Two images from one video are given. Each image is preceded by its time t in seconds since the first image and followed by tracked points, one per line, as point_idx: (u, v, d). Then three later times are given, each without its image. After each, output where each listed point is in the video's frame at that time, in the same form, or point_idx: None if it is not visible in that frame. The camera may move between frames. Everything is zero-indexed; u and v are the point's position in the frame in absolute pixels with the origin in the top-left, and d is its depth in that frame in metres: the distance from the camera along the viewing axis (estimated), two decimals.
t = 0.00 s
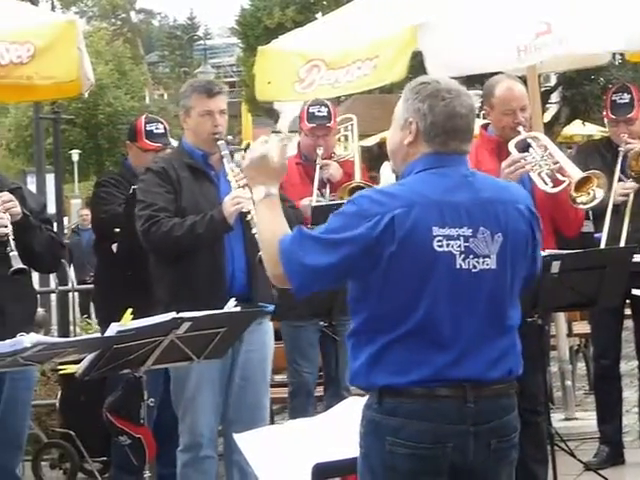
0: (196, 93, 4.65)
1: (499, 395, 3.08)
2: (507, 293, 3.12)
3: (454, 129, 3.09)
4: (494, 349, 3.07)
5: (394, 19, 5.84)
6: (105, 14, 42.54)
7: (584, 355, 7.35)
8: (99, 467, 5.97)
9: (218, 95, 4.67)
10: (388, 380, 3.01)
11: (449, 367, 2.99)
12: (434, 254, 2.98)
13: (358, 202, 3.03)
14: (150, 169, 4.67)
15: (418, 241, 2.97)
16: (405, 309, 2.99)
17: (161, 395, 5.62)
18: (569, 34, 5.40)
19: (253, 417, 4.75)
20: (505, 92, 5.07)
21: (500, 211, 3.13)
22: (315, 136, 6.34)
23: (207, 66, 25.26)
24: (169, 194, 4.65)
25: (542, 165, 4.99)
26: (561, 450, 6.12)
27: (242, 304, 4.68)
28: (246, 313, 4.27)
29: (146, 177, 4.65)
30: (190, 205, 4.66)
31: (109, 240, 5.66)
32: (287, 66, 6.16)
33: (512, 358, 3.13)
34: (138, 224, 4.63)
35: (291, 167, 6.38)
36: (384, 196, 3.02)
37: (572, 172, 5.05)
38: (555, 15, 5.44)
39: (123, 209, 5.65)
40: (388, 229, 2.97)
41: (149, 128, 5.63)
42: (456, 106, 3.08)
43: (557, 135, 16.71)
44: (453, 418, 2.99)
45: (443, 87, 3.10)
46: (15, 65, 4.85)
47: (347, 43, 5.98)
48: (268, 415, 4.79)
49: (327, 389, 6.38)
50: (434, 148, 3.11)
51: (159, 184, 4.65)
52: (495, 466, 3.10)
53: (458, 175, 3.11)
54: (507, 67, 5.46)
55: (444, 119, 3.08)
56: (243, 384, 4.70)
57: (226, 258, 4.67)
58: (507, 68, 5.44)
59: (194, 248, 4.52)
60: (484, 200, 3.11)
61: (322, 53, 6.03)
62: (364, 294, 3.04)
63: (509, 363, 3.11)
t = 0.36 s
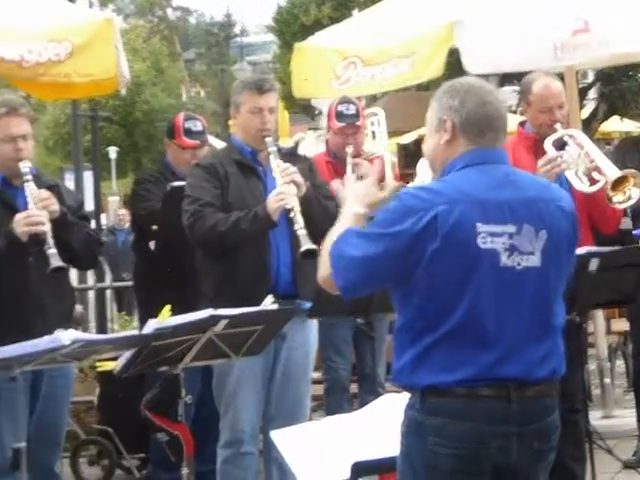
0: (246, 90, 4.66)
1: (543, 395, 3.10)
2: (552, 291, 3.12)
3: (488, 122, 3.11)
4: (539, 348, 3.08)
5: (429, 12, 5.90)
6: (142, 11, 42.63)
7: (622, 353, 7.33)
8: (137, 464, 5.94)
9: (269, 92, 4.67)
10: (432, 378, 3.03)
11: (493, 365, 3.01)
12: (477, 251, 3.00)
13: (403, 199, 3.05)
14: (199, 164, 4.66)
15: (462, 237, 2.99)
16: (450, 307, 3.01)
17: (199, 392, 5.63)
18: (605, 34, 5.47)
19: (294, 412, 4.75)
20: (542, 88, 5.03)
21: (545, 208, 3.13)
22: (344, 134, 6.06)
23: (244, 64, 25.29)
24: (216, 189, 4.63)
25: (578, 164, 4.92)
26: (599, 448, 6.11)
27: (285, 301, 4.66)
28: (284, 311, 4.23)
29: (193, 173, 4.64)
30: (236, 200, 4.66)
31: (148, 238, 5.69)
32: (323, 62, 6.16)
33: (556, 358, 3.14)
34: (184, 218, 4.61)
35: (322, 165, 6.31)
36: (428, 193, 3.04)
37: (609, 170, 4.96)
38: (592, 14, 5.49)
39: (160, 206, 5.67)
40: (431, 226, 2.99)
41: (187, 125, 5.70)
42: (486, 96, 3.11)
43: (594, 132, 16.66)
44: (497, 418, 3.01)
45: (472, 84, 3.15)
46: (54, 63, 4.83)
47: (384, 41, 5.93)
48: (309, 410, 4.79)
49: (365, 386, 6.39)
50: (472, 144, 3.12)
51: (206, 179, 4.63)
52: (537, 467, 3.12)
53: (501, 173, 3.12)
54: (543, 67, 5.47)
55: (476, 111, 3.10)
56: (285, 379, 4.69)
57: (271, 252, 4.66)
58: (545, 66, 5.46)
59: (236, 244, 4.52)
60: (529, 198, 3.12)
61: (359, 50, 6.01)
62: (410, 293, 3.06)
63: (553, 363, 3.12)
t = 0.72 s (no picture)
0: (292, 92, 4.63)
1: (582, 395, 3.09)
2: (589, 290, 3.11)
3: (505, 123, 3.11)
4: (577, 347, 3.06)
5: (462, 15, 5.89)
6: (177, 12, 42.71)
7: None
8: (171, 465, 6.01)
9: (315, 95, 4.65)
10: (469, 378, 3.03)
11: (529, 364, 3.00)
12: (512, 249, 2.99)
13: (438, 201, 3.07)
14: (242, 166, 4.66)
15: (495, 237, 2.99)
16: (484, 306, 3.02)
17: (233, 392, 5.64)
18: None
19: (329, 413, 4.72)
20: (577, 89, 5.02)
21: (581, 206, 3.11)
22: (375, 136, 6.28)
23: (278, 64, 25.33)
24: (257, 191, 4.64)
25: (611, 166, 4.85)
26: (633, 451, 6.10)
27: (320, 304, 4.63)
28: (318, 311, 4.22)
29: (238, 173, 4.66)
30: (277, 203, 4.65)
31: (182, 239, 5.70)
32: (358, 64, 6.17)
33: (595, 357, 3.12)
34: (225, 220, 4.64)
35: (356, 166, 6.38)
36: (462, 194, 3.05)
37: None
38: (628, 15, 5.50)
39: (195, 207, 5.68)
40: (464, 227, 3.00)
41: (224, 127, 5.70)
42: (497, 98, 3.12)
43: (629, 134, 16.64)
44: (534, 417, 3.02)
45: (489, 90, 3.17)
46: (89, 64, 4.85)
47: (417, 43, 5.94)
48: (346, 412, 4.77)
49: (399, 387, 6.39)
50: (496, 148, 3.13)
51: (249, 181, 4.64)
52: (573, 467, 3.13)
53: (534, 172, 3.11)
54: (580, 67, 5.49)
55: (487, 115, 3.11)
56: (321, 381, 4.67)
57: (310, 257, 4.62)
58: (580, 67, 5.49)
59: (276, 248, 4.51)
60: (564, 196, 3.10)
61: (393, 52, 6.00)
62: (447, 295, 3.08)
63: (591, 362, 3.10)
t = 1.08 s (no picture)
0: (288, 70, 4.62)
1: (570, 365, 3.10)
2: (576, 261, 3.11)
3: (492, 100, 3.11)
4: (565, 315, 3.07)
5: None
6: None
7: None
8: (158, 441, 6.02)
9: (310, 74, 4.63)
10: (457, 347, 3.03)
11: (517, 332, 3.00)
12: (498, 219, 3.00)
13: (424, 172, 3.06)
14: (237, 142, 4.67)
15: (482, 207, 3.00)
16: (471, 275, 3.02)
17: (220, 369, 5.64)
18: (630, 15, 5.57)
19: (319, 391, 4.74)
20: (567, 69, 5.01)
21: (568, 178, 3.12)
22: (362, 116, 6.23)
23: (267, 41, 25.30)
24: (250, 169, 4.64)
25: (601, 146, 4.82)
26: (620, 429, 6.11)
27: (311, 282, 4.61)
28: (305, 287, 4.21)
29: (231, 150, 4.66)
30: (269, 180, 4.64)
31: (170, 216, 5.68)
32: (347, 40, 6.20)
33: (582, 327, 3.13)
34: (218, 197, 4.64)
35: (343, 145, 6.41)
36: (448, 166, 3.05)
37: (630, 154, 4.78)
38: None
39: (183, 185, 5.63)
40: (450, 197, 3.00)
41: (213, 103, 5.66)
42: (484, 75, 3.12)
43: (618, 113, 16.66)
44: (522, 386, 3.01)
45: (475, 69, 3.17)
46: (76, 40, 4.91)
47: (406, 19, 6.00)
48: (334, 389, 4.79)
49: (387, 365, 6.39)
50: (484, 125, 3.13)
51: (242, 158, 4.65)
52: (562, 439, 3.12)
53: (520, 145, 3.12)
54: (570, 46, 5.59)
55: (475, 92, 3.11)
56: (313, 359, 4.68)
57: (302, 235, 4.61)
58: (570, 45, 5.58)
59: (267, 225, 4.50)
60: (551, 168, 3.11)
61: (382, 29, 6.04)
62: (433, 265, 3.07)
63: (579, 332, 3.10)
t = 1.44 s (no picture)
0: (297, 66, 4.63)
1: (576, 349, 3.13)
2: (586, 256, 3.14)
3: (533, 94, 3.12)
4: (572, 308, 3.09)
5: None
6: None
7: None
8: (164, 436, 6.04)
9: (320, 70, 4.64)
10: (467, 332, 3.05)
11: (528, 325, 3.02)
12: (518, 217, 3.01)
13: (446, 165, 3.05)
14: (247, 138, 4.68)
15: (503, 204, 3.00)
16: (486, 267, 3.02)
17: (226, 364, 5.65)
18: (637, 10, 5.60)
19: (327, 387, 4.73)
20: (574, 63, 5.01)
21: (584, 177, 3.14)
22: (377, 111, 6.13)
23: (271, 36, 25.31)
24: (259, 164, 4.64)
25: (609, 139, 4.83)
26: (626, 424, 6.12)
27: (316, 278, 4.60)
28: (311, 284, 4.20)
29: (241, 145, 4.67)
30: (278, 176, 4.64)
31: (177, 211, 5.70)
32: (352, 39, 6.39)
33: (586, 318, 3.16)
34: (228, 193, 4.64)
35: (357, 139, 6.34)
36: (471, 160, 3.04)
37: None
38: None
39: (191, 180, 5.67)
40: (472, 193, 3.00)
41: (220, 99, 5.64)
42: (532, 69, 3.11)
43: (624, 108, 16.66)
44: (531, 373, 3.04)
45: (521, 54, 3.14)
46: (83, 36, 4.90)
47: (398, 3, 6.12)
48: (343, 383, 4.77)
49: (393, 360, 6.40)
50: (516, 115, 3.13)
51: (252, 153, 4.65)
52: (565, 416, 3.16)
53: (539, 139, 3.12)
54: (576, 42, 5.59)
55: (519, 82, 3.10)
56: (320, 355, 4.67)
57: (311, 234, 4.58)
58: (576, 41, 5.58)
59: (275, 222, 4.50)
60: (568, 164, 3.12)
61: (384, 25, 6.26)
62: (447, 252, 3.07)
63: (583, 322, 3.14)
